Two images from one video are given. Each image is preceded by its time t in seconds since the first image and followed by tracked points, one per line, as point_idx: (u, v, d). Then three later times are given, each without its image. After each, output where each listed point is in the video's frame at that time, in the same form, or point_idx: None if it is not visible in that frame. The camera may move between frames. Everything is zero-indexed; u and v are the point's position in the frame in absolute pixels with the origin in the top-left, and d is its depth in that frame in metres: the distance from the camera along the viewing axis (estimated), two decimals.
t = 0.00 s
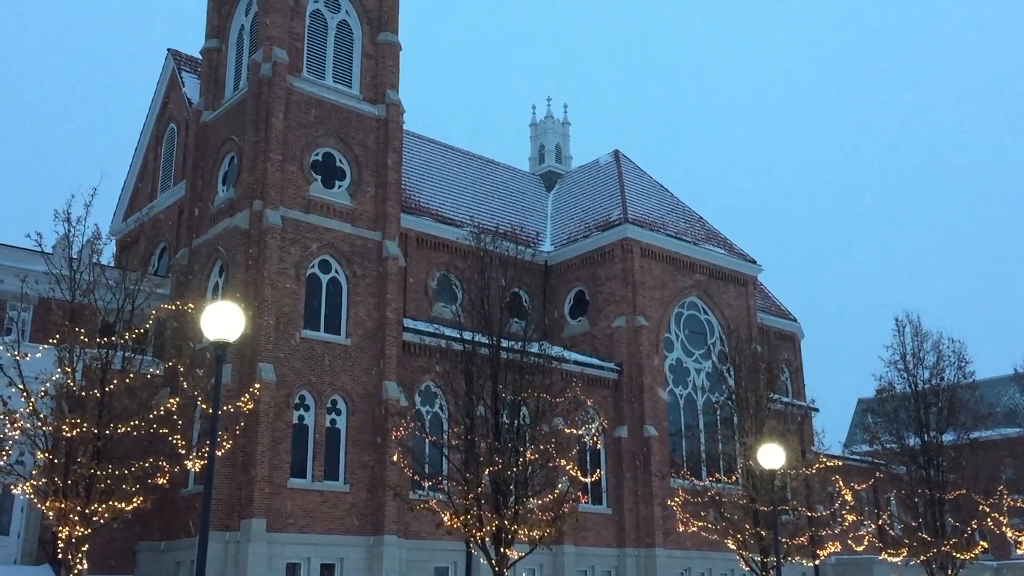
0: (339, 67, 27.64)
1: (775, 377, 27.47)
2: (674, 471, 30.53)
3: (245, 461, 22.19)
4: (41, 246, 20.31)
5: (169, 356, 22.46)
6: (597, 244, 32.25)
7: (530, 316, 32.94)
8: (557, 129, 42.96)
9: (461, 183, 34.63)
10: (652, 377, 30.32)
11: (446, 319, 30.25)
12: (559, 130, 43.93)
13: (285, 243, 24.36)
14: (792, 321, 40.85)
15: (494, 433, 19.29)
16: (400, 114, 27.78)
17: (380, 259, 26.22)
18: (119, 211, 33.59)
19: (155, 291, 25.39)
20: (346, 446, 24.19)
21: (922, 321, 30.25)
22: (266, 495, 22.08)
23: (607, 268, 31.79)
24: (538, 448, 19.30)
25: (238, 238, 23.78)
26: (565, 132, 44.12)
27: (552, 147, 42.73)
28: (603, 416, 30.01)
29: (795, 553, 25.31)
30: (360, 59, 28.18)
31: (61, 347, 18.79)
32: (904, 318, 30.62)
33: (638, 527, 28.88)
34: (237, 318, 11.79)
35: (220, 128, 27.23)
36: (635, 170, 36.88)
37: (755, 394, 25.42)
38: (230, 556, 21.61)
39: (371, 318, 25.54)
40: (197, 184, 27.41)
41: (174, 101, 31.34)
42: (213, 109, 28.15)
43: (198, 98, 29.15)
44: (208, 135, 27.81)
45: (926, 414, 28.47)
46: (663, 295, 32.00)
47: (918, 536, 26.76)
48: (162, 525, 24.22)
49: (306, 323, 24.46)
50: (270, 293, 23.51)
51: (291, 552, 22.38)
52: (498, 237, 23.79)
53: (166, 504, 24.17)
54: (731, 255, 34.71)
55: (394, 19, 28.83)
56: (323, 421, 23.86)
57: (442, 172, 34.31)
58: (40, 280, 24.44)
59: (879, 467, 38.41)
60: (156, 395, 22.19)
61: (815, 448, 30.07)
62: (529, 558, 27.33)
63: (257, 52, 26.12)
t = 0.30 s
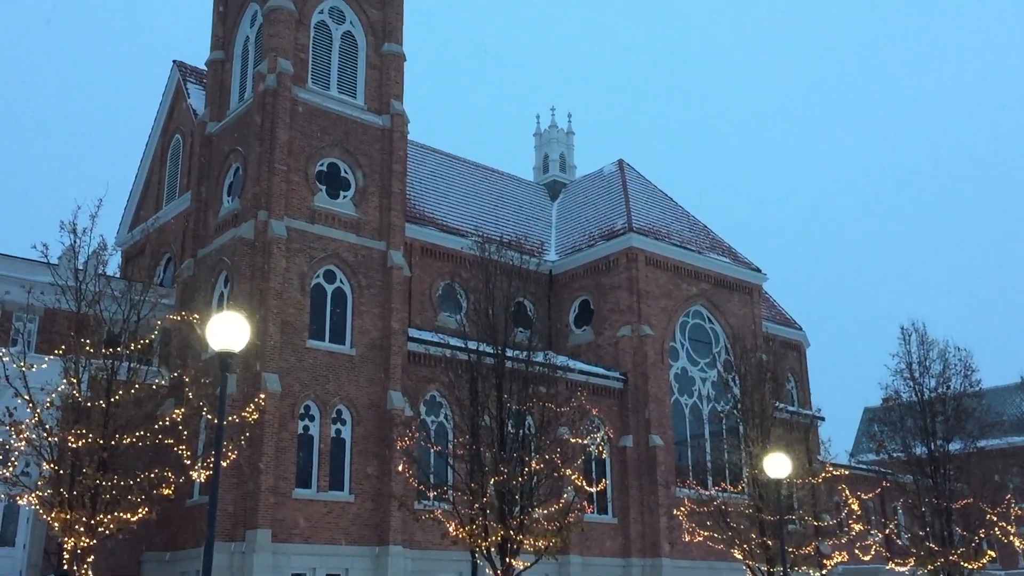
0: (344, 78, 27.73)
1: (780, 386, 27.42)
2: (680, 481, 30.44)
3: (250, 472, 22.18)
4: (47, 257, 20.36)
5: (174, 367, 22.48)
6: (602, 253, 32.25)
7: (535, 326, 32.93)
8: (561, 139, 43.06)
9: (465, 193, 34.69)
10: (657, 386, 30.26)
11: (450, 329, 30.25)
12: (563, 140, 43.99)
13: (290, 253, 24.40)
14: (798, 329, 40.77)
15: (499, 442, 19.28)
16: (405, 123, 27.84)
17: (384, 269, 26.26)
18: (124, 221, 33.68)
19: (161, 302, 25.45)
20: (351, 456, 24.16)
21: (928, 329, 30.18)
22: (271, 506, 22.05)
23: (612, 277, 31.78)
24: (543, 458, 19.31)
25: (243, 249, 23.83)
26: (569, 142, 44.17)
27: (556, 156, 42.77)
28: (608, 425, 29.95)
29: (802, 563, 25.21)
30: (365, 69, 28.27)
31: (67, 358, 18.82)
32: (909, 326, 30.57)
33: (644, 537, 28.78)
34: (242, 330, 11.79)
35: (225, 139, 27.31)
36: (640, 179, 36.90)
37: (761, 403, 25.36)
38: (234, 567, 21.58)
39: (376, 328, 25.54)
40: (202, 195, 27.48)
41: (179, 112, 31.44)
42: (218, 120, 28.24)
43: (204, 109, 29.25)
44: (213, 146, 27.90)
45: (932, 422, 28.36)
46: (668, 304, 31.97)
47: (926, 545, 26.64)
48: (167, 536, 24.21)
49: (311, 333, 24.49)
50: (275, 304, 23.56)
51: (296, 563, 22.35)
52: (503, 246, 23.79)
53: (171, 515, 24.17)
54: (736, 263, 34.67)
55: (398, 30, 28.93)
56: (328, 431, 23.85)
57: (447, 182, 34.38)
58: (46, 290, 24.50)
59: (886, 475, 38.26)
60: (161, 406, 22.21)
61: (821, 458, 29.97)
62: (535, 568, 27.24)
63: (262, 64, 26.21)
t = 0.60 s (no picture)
0: (348, 88, 27.80)
1: (785, 395, 27.36)
2: (685, 490, 30.37)
3: (255, 482, 22.17)
4: (52, 268, 20.40)
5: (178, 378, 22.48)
6: (606, 262, 32.25)
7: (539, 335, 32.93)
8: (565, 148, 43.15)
9: (469, 202, 34.73)
10: (661, 395, 30.21)
11: (454, 338, 30.24)
12: (566, 149, 44.05)
13: (294, 264, 24.43)
14: (802, 338, 40.71)
15: (503, 451, 19.24)
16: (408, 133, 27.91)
17: (388, 279, 26.28)
18: (129, 232, 33.76)
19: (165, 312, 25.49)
20: (355, 466, 24.13)
21: (932, 337, 30.10)
22: (275, 516, 22.03)
23: (616, 286, 31.78)
24: (548, 467, 19.30)
25: (247, 259, 23.88)
26: (572, 151, 44.24)
27: (559, 165, 42.84)
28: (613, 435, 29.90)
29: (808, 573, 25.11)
30: (368, 80, 28.35)
31: (71, 369, 18.81)
32: (913, 335, 30.50)
33: (649, 546, 28.68)
34: (247, 340, 11.80)
35: (229, 150, 27.38)
36: (643, 188, 36.91)
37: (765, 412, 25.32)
38: None
39: (379, 338, 25.55)
40: (206, 205, 27.53)
41: (183, 123, 31.54)
42: (222, 131, 28.31)
43: (207, 120, 29.33)
44: (217, 157, 27.97)
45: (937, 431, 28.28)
46: (672, 313, 31.95)
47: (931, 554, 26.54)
48: (171, 547, 24.18)
49: (315, 343, 24.51)
50: (279, 313, 23.57)
51: (301, 573, 22.30)
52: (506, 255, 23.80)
53: (175, 525, 24.15)
54: (740, 272, 34.64)
55: (401, 40, 29.03)
56: (332, 441, 23.84)
57: (450, 192, 34.42)
58: (51, 301, 24.55)
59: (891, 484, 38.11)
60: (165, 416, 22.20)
61: (826, 467, 29.89)
62: None
63: (265, 74, 26.29)
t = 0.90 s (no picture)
0: (352, 99, 27.89)
1: (790, 404, 27.29)
2: (690, 500, 30.30)
3: (259, 493, 22.15)
4: (57, 279, 20.44)
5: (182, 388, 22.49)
6: (610, 272, 32.24)
7: (543, 345, 32.93)
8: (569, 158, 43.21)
9: (473, 212, 34.77)
10: (666, 405, 30.15)
11: (459, 348, 30.24)
12: (570, 159, 44.13)
13: (299, 274, 24.47)
14: (806, 347, 40.64)
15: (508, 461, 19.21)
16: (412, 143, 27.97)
17: (392, 289, 26.30)
18: (134, 243, 33.85)
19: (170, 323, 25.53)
20: (359, 476, 24.11)
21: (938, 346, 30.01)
22: (280, 527, 22.00)
23: (620, 295, 31.76)
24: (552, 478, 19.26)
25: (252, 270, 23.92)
26: (576, 161, 44.30)
27: (563, 176, 42.90)
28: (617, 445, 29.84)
29: None
30: (372, 91, 28.44)
31: (76, 380, 18.82)
32: (919, 344, 30.43)
33: (654, 557, 28.58)
34: (251, 350, 11.81)
35: (233, 161, 27.46)
36: (647, 198, 36.92)
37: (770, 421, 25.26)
38: None
39: (383, 348, 25.56)
40: (211, 216, 27.60)
41: (188, 134, 31.64)
42: (227, 142, 28.40)
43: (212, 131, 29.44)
44: (222, 168, 28.06)
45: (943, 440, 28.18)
46: (676, 322, 31.91)
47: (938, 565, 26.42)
48: (176, 558, 24.17)
49: (319, 353, 24.52)
50: (283, 324, 23.59)
51: None
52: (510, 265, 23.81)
53: (179, 536, 24.14)
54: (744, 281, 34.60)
55: (405, 51, 29.13)
56: (336, 451, 23.82)
57: (454, 202, 34.47)
58: (56, 312, 24.61)
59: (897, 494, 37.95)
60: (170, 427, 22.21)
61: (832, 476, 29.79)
62: None
63: (270, 85, 26.37)
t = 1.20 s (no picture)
0: (357, 112, 27.99)
1: (796, 416, 27.23)
2: (696, 512, 30.19)
3: (265, 505, 22.14)
4: (64, 293, 20.51)
5: (188, 401, 22.50)
6: (615, 283, 32.24)
7: (548, 357, 32.91)
8: (573, 171, 43.35)
9: (478, 224, 34.84)
10: (671, 416, 30.07)
11: (464, 359, 30.23)
12: (575, 171, 44.19)
13: (304, 287, 24.52)
14: (813, 358, 40.54)
15: (513, 473, 19.18)
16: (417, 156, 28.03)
17: (398, 301, 26.33)
18: (140, 255, 33.96)
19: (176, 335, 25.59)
20: (365, 488, 24.08)
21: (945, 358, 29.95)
22: (285, 539, 21.97)
23: (625, 307, 31.76)
24: (558, 490, 19.24)
25: (258, 282, 23.99)
26: (581, 173, 44.37)
27: (568, 187, 42.98)
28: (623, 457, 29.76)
29: None
30: (378, 103, 28.53)
31: (83, 393, 18.83)
32: (925, 356, 30.36)
33: (661, 569, 28.46)
34: (258, 363, 11.82)
35: (239, 174, 27.53)
36: (652, 209, 36.93)
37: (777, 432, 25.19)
38: None
39: (389, 360, 25.56)
40: (217, 229, 27.68)
41: (194, 147, 31.76)
42: (233, 155, 28.51)
43: (218, 144, 29.57)
44: (228, 181, 28.16)
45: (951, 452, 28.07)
46: (682, 334, 31.87)
47: None
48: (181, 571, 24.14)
49: (325, 365, 24.54)
50: (289, 336, 23.62)
51: None
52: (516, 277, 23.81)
53: (185, 549, 24.12)
54: (750, 292, 34.56)
55: (411, 64, 29.24)
56: (341, 464, 23.80)
57: (460, 214, 34.55)
58: (63, 325, 24.68)
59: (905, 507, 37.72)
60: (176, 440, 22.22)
61: (839, 488, 29.67)
62: None
63: (276, 98, 26.48)
